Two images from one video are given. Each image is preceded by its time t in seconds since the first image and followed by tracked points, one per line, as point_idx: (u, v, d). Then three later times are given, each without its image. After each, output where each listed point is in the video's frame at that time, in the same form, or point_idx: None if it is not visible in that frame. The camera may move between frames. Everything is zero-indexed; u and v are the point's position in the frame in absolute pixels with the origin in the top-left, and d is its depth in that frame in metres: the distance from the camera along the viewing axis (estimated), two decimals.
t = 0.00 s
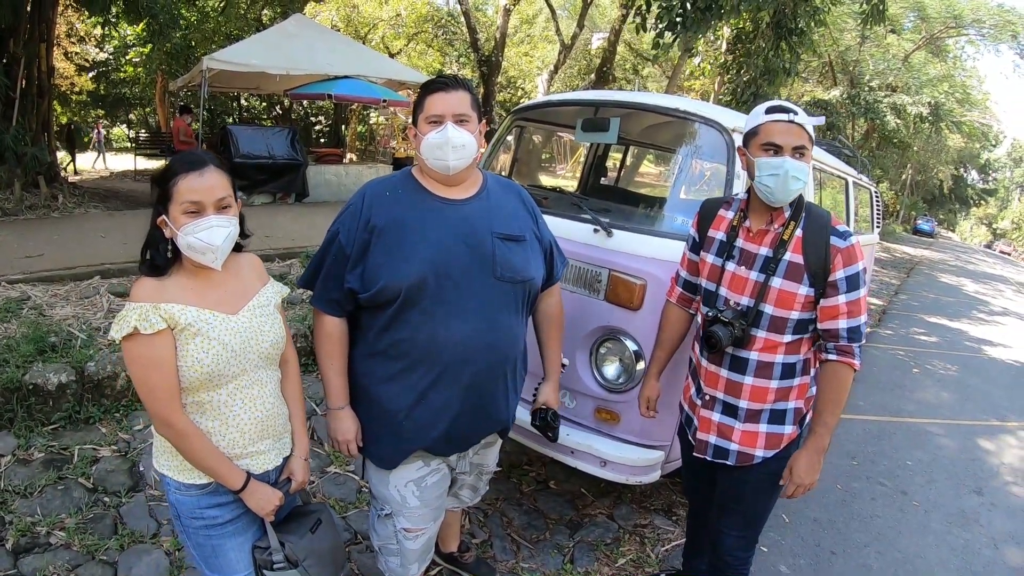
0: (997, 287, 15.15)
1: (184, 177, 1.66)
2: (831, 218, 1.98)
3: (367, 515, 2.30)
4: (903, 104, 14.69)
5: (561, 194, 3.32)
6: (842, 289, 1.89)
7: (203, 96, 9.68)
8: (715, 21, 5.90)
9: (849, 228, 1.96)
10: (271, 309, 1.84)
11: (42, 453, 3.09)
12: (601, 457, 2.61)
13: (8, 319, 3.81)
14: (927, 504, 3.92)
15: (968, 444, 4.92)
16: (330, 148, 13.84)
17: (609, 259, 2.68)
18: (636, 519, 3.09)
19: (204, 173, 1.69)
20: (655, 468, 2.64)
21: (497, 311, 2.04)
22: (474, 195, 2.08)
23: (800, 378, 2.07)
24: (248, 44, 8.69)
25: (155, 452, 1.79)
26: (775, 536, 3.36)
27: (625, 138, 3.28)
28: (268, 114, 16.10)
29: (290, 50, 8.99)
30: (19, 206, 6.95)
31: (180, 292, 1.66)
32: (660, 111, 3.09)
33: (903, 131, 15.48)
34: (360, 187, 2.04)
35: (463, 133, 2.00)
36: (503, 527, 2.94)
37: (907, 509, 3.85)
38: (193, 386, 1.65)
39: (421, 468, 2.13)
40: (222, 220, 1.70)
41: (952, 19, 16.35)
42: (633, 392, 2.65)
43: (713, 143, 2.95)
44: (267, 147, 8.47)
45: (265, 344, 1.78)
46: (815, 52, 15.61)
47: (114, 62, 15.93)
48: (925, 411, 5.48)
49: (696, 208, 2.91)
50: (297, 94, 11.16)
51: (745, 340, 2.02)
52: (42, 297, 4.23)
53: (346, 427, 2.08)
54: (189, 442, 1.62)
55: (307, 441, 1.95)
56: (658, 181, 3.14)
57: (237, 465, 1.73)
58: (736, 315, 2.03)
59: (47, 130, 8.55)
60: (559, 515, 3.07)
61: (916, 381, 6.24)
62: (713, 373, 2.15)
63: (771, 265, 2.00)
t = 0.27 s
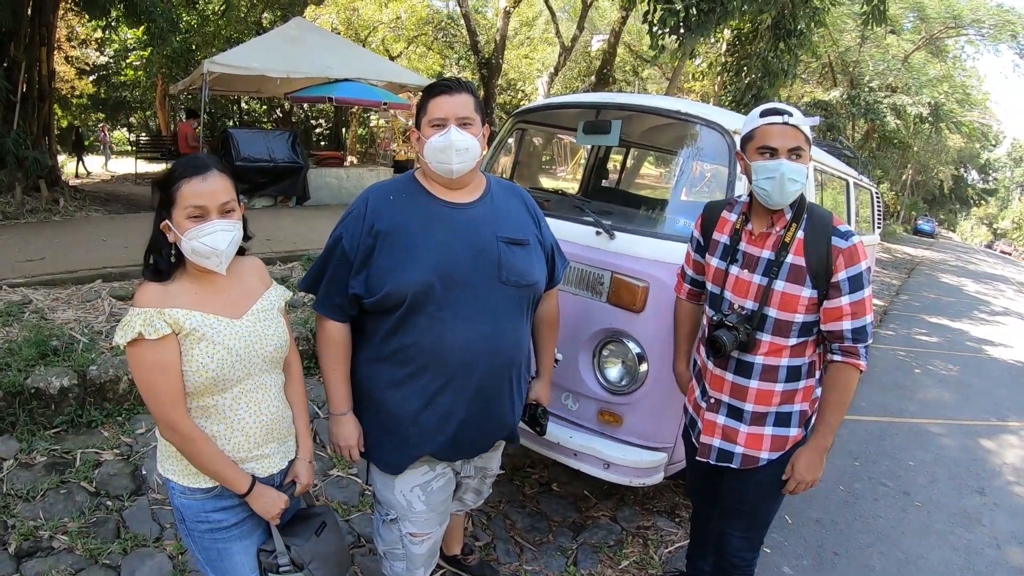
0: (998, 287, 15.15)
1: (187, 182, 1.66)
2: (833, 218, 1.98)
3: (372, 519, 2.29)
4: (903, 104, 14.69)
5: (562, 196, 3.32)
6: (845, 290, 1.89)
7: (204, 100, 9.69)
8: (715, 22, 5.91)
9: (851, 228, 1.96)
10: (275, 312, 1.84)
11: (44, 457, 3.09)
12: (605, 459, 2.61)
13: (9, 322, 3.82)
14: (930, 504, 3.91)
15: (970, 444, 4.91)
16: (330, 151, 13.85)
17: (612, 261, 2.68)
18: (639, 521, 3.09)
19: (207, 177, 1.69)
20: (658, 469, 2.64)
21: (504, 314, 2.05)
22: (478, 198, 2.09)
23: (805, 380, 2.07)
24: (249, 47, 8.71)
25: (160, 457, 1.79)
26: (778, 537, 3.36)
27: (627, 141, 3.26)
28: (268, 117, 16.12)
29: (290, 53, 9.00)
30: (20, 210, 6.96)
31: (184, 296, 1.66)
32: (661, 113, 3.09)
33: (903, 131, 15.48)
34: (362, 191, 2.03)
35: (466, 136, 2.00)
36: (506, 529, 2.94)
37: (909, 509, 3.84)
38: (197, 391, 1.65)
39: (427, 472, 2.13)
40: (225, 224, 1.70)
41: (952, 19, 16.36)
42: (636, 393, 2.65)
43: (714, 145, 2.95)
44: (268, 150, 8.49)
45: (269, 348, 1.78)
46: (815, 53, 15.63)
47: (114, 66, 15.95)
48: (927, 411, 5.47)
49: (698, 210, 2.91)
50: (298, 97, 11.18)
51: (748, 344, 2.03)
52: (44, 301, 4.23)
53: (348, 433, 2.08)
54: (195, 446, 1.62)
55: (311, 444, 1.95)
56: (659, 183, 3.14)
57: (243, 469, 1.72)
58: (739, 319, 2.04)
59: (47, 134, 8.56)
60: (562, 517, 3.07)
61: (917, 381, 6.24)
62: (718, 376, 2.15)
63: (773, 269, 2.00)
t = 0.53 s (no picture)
0: (998, 290, 15.14)
1: (184, 184, 1.66)
2: (832, 221, 1.97)
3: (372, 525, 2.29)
4: (903, 107, 14.71)
5: (562, 199, 3.32)
6: (845, 294, 1.88)
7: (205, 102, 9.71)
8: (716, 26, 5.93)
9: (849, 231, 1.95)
10: (273, 315, 1.84)
11: (43, 459, 3.08)
12: (605, 462, 2.61)
13: (9, 323, 3.81)
14: (930, 507, 3.91)
15: (971, 447, 4.90)
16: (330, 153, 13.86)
17: (613, 264, 2.67)
18: (639, 524, 3.08)
19: (204, 179, 1.69)
20: (657, 473, 2.65)
21: (507, 316, 2.05)
22: (479, 201, 2.09)
23: (809, 384, 2.06)
24: (250, 50, 8.72)
25: (157, 460, 1.79)
26: (778, 540, 3.36)
27: (627, 143, 3.26)
28: (269, 119, 16.14)
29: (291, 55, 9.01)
30: (21, 211, 6.96)
31: (181, 299, 1.66)
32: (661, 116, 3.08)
33: (903, 134, 15.49)
34: (362, 194, 2.02)
35: (467, 138, 2.00)
36: (505, 533, 2.93)
37: (910, 512, 3.84)
38: (195, 393, 1.65)
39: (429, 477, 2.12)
40: (223, 226, 1.70)
41: (952, 22, 16.38)
42: (636, 396, 2.65)
43: (714, 148, 2.95)
44: (268, 152, 8.45)
45: (267, 351, 1.78)
46: (815, 56, 15.65)
47: (115, 67, 15.97)
48: (927, 414, 5.47)
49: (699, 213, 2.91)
50: (298, 99, 11.19)
51: (750, 350, 2.03)
52: (44, 303, 4.24)
53: (349, 440, 2.06)
54: (192, 449, 1.62)
55: (309, 446, 1.95)
56: (659, 186, 3.14)
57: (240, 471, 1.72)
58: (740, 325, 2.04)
59: (48, 136, 8.57)
60: (562, 520, 3.07)
61: (918, 384, 6.23)
62: (722, 382, 2.15)
63: (772, 275, 2.00)
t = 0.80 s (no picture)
0: (999, 290, 15.14)
1: (183, 182, 1.66)
2: (835, 221, 1.97)
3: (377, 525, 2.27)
4: (904, 107, 14.70)
5: (563, 199, 3.31)
6: (848, 294, 1.87)
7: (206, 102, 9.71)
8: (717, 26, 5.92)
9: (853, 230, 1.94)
10: (272, 313, 1.83)
11: (44, 458, 3.08)
12: (607, 462, 2.61)
13: (9, 323, 3.81)
14: (931, 507, 3.91)
15: (971, 447, 4.90)
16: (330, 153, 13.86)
17: (615, 263, 2.67)
18: (641, 524, 3.08)
19: (204, 177, 1.68)
20: (659, 472, 2.65)
21: (513, 313, 2.06)
22: (481, 200, 2.08)
23: (813, 385, 2.06)
24: (251, 49, 8.72)
25: (157, 459, 1.78)
26: (779, 540, 3.35)
27: (628, 142, 3.26)
28: (270, 119, 16.15)
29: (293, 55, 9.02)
30: (22, 211, 6.97)
31: (179, 297, 1.66)
32: (663, 116, 3.07)
33: (903, 135, 15.49)
34: (366, 194, 2.00)
35: (469, 136, 2.00)
36: (507, 533, 2.93)
37: (911, 512, 3.83)
38: (194, 391, 1.65)
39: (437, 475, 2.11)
40: (222, 225, 1.69)
41: (953, 22, 16.38)
42: (638, 396, 2.65)
43: (716, 147, 2.95)
44: (269, 152, 8.45)
45: (266, 348, 1.77)
46: (816, 57, 15.65)
47: (116, 67, 15.97)
48: (928, 414, 5.46)
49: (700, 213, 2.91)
50: (299, 99, 11.20)
51: (752, 350, 2.03)
52: (44, 302, 4.24)
53: (358, 442, 2.03)
54: (191, 447, 1.61)
55: (309, 445, 1.94)
56: (661, 185, 3.14)
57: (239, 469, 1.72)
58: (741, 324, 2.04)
59: (49, 135, 8.57)
60: (564, 520, 3.06)
61: (919, 384, 6.23)
62: (725, 382, 2.14)
63: (773, 275, 2.00)
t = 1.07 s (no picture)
0: (1001, 289, 15.10)
1: (184, 184, 1.66)
2: (835, 221, 1.95)
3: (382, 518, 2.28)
4: (905, 106, 14.67)
5: (564, 199, 3.32)
6: (842, 298, 1.86)
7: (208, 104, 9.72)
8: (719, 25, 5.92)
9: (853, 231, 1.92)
10: (273, 314, 1.84)
11: (48, 460, 3.09)
12: (609, 462, 2.61)
13: (12, 326, 3.82)
14: (934, 505, 3.90)
15: (974, 446, 4.89)
16: (331, 154, 13.87)
17: (615, 264, 2.68)
18: (643, 523, 3.08)
19: (204, 179, 1.69)
20: (661, 472, 2.65)
21: (518, 312, 2.06)
22: (484, 200, 2.09)
23: (811, 387, 2.06)
24: (252, 51, 8.74)
25: (159, 460, 1.79)
26: (781, 539, 3.35)
27: (629, 142, 3.27)
28: (271, 121, 16.17)
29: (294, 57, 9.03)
30: (24, 214, 6.99)
31: (180, 298, 1.67)
32: (663, 116, 3.08)
33: (905, 133, 15.46)
34: (373, 195, 2.01)
35: (472, 137, 2.01)
36: (510, 533, 2.93)
37: (914, 511, 3.83)
38: (194, 393, 1.66)
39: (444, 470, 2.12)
40: (223, 226, 1.70)
41: (953, 20, 16.35)
42: (639, 396, 2.65)
43: (716, 147, 2.95)
44: (270, 154, 8.47)
45: (267, 349, 1.78)
46: (817, 56, 15.63)
47: (118, 70, 16.00)
48: (930, 413, 5.46)
49: (702, 213, 2.91)
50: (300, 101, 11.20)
51: (749, 349, 2.04)
52: (47, 305, 4.25)
53: (368, 439, 2.04)
54: (191, 448, 1.62)
55: (310, 446, 1.95)
56: (662, 185, 3.14)
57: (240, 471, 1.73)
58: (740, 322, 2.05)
59: (51, 138, 8.58)
60: (566, 520, 3.06)
61: (922, 383, 6.22)
62: (724, 381, 2.16)
63: (772, 274, 2.00)
